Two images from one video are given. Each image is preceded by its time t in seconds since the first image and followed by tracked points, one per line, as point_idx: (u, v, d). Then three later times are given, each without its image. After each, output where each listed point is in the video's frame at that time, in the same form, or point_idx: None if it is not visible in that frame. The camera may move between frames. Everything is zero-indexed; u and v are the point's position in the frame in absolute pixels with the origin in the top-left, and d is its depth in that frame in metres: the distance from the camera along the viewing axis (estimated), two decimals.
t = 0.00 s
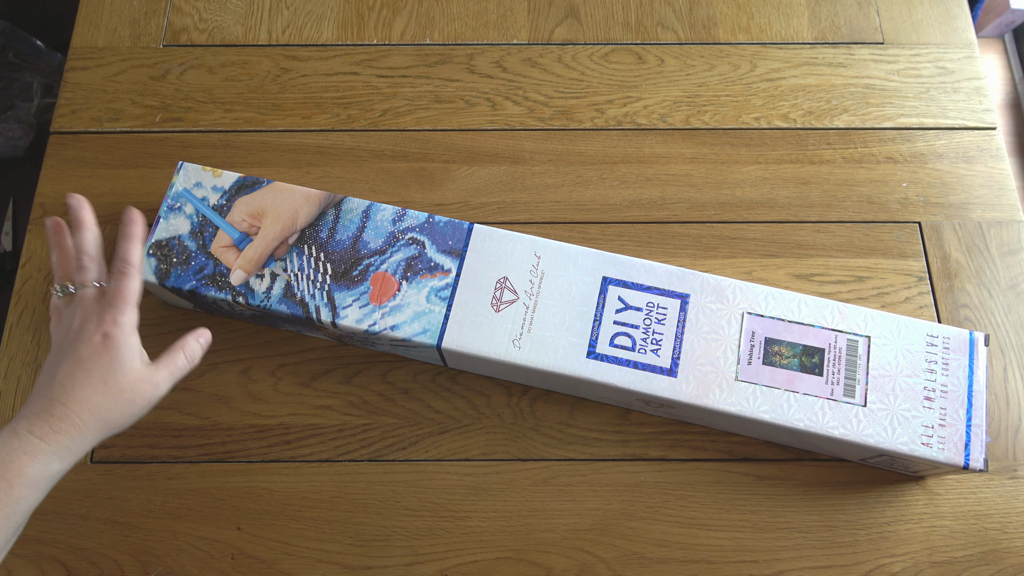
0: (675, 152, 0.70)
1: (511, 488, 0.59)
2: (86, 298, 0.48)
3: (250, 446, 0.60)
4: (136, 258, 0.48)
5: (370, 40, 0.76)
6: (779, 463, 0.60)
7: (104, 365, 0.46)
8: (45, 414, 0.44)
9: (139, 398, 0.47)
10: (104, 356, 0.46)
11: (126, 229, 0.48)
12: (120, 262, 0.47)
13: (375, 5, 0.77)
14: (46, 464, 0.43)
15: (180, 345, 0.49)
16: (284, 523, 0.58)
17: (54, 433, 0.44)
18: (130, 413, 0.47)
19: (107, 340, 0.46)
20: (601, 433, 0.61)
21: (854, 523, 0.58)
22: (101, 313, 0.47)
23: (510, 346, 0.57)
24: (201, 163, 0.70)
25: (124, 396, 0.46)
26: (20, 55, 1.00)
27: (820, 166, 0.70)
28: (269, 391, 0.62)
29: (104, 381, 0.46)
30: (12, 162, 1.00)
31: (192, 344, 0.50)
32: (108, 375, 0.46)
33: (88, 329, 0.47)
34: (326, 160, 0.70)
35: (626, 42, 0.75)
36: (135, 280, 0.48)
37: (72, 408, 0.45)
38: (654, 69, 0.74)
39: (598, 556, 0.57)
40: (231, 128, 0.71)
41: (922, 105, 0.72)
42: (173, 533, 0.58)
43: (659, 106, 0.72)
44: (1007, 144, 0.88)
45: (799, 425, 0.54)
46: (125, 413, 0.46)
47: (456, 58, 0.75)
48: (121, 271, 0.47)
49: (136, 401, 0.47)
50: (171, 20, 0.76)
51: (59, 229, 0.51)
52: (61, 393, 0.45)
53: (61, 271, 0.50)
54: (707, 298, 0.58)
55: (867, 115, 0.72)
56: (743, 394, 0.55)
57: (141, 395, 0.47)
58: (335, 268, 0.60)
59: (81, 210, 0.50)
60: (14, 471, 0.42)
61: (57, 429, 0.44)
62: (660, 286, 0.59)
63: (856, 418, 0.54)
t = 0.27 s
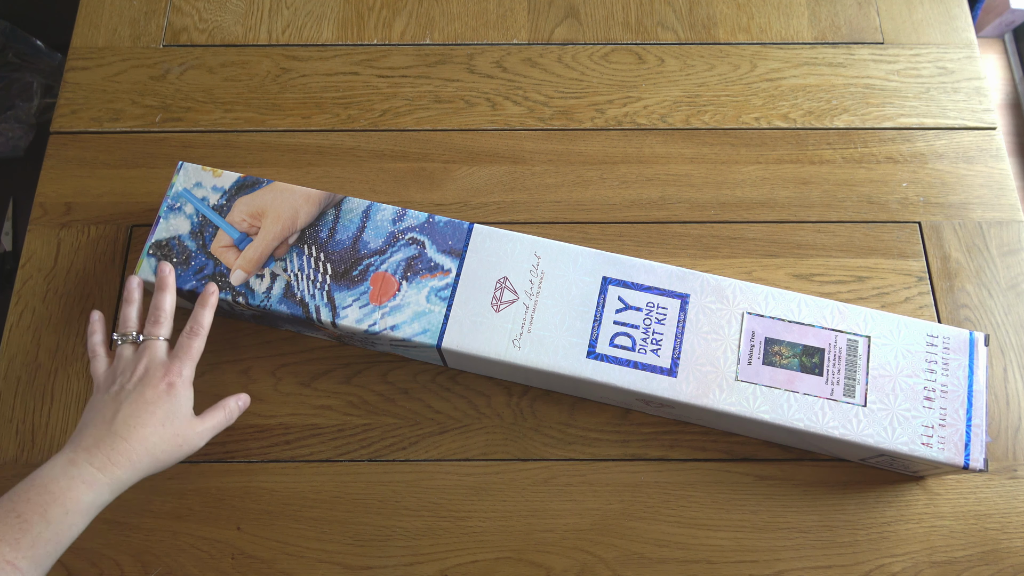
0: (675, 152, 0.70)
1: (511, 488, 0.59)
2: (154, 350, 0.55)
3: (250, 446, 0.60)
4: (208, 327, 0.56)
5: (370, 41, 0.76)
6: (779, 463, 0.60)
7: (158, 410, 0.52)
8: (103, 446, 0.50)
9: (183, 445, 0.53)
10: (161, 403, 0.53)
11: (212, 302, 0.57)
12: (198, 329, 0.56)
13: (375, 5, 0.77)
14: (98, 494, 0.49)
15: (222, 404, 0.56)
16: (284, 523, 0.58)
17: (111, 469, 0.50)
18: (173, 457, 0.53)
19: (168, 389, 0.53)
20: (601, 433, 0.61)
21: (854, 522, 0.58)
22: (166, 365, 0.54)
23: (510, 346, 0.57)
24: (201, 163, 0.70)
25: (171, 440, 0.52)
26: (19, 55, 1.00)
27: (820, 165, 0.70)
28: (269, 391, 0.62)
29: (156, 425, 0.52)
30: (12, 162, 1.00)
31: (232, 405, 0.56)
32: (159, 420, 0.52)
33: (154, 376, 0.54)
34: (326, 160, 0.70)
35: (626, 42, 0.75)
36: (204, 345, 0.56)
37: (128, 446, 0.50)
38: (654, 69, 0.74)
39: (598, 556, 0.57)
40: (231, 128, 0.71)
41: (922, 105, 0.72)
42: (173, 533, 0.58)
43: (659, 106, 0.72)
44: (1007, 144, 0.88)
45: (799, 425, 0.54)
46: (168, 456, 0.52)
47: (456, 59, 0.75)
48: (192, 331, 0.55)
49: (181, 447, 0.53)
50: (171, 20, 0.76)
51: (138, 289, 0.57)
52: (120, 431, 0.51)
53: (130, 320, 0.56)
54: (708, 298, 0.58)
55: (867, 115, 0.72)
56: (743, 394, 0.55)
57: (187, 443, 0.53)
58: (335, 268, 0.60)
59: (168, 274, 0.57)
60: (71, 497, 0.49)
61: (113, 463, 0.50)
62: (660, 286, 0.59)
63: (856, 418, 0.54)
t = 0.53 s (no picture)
0: (675, 152, 0.70)
1: (511, 488, 0.59)
2: (174, 370, 0.56)
3: (250, 446, 0.60)
4: (227, 350, 0.57)
5: (370, 41, 0.76)
6: (779, 463, 0.60)
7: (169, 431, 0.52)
8: (111, 463, 0.50)
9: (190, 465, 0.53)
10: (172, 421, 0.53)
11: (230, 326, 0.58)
12: (218, 351, 0.56)
13: (375, 5, 0.77)
14: (103, 512, 0.50)
15: (234, 424, 0.56)
16: (284, 523, 0.58)
17: (116, 485, 0.50)
18: (180, 476, 0.53)
19: (181, 409, 0.53)
20: (601, 433, 0.61)
21: (854, 522, 0.58)
22: (182, 385, 0.55)
23: (510, 346, 0.57)
24: (201, 163, 0.70)
25: (180, 461, 0.52)
26: (19, 55, 1.00)
27: (820, 166, 0.70)
28: (269, 391, 0.62)
29: (166, 445, 0.52)
30: (12, 162, 1.00)
31: (244, 425, 0.56)
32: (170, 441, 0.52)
33: (168, 395, 0.54)
34: (326, 160, 0.70)
35: (626, 42, 0.75)
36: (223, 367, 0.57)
37: (135, 464, 0.51)
38: (654, 69, 0.74)
39: (598, 556, 0.57)
40: (231, 128, 0.71)
41: (922, 105, 0.72)
42: (173, 533, 0.58)
43: (659, 106, 0.72)
44: (1007, 144, 0.88)
45: (799, 425, 0.54)
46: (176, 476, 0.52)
47: (456, 59, 0.75)
48: (210, 352, 0.56)
49: (190, 468, 0.53)
50: (171, 20, 0.76)
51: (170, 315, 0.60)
52: (129, 449, 0.51)
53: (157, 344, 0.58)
54: (708, 298, 0.58)
55: (867, 115, 0.72)
56: (743, 394, 0.55)
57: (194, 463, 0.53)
58: (335, 268, 0.60)
59: (195, 299, 0.58)
60: (76, 514, 0.49)
61: (120, 481, 0.50)
62: (660, 285, 0.59)
63: (856, 418, 0.54)
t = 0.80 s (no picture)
0: (675, 152, 0.70)
1: (511, 488, 0.59)
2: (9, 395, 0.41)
3: (250, 446, 0.60)
4: (134, 382, 0.42)
5: (370, 41, 0.76)
6: (779, 463, 0.60)
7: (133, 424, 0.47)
8: None
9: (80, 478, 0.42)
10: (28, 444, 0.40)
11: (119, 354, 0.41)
12: (116, 381, 0.41)
13: (375, 5, 0.77)
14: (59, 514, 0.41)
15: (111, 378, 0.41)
16: (284, 523, 0.58)
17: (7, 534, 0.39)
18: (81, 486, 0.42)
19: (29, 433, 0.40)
20: (601, 433, 0.61)
21: (854, 522, 0.58)
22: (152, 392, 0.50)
23: (510, 346, 0.57)
24: (201, 163, 0.70)
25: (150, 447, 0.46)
26: (19, 55, 1.00)
27: (821, 166, 0.70)
28: (269, 391, 0.62)
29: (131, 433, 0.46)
30: (12, 162, 1.00)
31: (120, 366, 0.42)
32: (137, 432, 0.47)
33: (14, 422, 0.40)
34: (326, 160, 0.70)
35: (626, 42, 0.75)
36: (137, 400, 0.43)
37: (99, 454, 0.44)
38: (654, 69, 0.74)
39: (598, 556, 0.57)
40: (231, 128, 0.71)
41: (922, 105, 0.72)
42: (173, 533, 0.58)
43: (659, 106, 0.72)
44: (1007, 144, 0.88)
45: (799, 425, 0.54)
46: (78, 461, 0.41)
47: (456, 59, 0.75)
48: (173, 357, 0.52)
49: (93, 448, 0.41)
50: (171, 20, 0.76)
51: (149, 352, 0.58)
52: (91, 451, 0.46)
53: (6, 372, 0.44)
54: (708, 298, 0.58)
55: (867, 115, 0.72)
56: (743, 395, 0.55)
57: (83, 474, 0.42)
58: (335, 268, 0.60)
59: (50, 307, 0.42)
60: None
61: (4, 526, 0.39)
62: (660, 285, 0.59)
63: (856, 418, 0.54)
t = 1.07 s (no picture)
0: (675, 152, 0.70)
1: (510, 488, 0.59)
2: None
3: (250, 446, 0.60)
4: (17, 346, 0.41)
5: (370, 41, 0.76)
6: (779, 463, 0.60)
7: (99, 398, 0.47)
8: None
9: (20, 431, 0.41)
10: None
11: None
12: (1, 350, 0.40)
13: (375, 5, 0.77)
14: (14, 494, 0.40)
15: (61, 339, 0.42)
16: (284, 523, 0.58)
17: None
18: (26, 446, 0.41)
19: None
20: (601, 433, 0.61)
21: (854, 522, 0.58)
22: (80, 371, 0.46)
23: (510, 346, 0.57)
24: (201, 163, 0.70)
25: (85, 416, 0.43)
26: (20, 55, 1.00)
27: (821, 165, 0.70)
28: (269, 391, 0.62)
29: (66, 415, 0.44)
30: (12, 163, 1.00)
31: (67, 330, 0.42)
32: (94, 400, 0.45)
33: None
34: (326, 160, 0.70)
35: (626, 42, 0.75)
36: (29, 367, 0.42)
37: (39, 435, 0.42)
38: (654, 69, 0.74)
39: (598, 556, 0.57)
40: (231, 128, 0.71)
41: (922, 105, 0.72)
42: (173, 533, 0.58)
43: (659, 106, 0.72)
44: (1007, 144, 0.88)
45: (799, 425, 0.54)
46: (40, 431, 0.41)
47: (456, 59, 0.75)
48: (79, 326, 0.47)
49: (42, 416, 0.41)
50: (171, 20, 0.76)
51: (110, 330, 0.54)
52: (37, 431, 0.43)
53: None
54: (708, 298, 0.58)
55: (867, 115, 0.72)
56: (743, 395, 0.55)
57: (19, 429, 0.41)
58: (335, 268, 0.60)
59: None
60: None
61: None
62: (660, 286, 0.59)
63: (856, 418, 0.54)
